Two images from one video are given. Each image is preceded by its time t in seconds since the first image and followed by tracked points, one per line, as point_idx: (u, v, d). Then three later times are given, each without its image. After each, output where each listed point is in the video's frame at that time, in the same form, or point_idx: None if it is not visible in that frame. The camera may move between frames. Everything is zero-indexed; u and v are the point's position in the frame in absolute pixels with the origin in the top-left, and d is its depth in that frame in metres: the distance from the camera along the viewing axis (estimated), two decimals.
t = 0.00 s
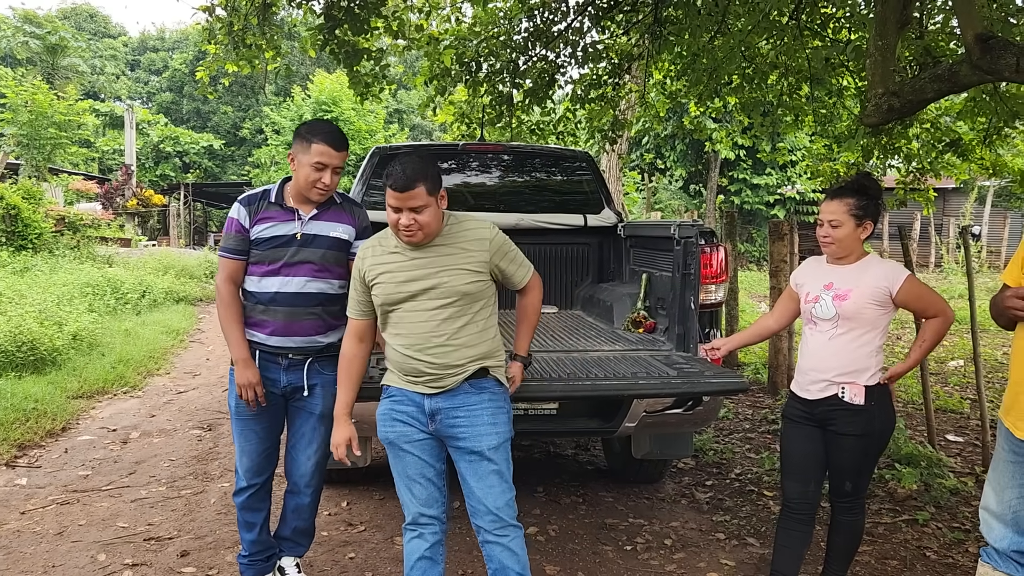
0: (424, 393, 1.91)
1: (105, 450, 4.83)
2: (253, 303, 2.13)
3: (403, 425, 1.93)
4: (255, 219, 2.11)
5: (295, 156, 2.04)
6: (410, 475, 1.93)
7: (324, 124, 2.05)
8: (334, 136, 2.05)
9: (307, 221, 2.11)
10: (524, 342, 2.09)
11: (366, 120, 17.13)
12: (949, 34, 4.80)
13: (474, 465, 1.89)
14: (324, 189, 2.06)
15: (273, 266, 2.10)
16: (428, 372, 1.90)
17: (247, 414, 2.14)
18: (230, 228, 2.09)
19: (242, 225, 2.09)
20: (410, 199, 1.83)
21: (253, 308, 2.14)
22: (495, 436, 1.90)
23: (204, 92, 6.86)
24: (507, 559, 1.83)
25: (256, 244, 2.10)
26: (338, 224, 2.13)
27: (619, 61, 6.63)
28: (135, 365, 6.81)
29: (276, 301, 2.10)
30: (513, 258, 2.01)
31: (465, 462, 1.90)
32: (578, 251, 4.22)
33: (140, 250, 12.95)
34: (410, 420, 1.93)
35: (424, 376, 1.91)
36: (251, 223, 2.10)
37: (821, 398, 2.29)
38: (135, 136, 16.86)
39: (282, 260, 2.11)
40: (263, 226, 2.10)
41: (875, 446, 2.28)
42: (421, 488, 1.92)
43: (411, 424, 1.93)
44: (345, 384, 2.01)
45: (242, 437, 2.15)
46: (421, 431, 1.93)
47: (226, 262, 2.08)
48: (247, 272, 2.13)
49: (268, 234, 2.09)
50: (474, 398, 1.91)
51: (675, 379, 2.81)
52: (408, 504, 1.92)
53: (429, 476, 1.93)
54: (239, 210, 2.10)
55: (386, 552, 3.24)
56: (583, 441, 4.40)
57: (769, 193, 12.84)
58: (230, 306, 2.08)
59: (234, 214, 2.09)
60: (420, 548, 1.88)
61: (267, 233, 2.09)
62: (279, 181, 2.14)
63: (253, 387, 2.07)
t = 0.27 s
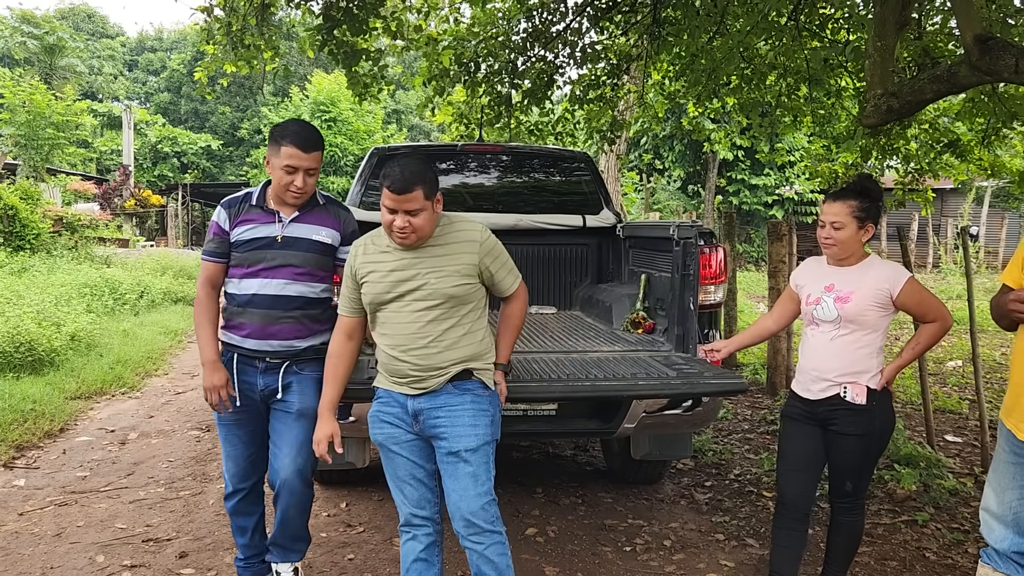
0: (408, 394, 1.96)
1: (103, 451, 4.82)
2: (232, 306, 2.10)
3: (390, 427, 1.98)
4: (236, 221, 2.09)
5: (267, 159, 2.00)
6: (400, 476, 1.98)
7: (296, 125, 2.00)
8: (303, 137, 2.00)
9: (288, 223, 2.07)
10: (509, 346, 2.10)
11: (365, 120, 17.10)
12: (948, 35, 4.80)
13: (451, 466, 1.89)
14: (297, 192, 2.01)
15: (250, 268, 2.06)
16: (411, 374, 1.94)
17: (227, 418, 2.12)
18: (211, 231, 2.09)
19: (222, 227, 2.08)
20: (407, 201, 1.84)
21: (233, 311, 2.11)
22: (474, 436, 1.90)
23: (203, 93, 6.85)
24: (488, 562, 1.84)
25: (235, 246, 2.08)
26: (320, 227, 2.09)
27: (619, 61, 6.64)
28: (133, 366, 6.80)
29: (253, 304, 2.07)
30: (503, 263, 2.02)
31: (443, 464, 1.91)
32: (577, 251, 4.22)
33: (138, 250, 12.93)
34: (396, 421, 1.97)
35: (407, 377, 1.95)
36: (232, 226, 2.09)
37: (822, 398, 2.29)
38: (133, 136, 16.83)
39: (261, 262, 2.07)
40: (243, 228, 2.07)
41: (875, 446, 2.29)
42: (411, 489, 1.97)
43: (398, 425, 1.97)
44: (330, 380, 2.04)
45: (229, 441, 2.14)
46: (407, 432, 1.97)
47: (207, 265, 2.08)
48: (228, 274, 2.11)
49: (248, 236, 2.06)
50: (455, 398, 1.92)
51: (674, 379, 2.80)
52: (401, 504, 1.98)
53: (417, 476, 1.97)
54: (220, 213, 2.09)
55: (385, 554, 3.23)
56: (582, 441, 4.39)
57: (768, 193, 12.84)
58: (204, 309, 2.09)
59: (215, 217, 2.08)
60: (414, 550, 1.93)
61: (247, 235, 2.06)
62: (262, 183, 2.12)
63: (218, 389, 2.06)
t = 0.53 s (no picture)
0: (402, 395, 1.96)
1: (102, 452, 4.82)
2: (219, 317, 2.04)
3: (387, 428, 1.98)
4: (225, 228, 2.03)
5: (253, 161, 1.95)
6: (397, 477, 1.98)
7: (282, 125, 1.95)
8: (288, 138, 1.93)
9: (279, 231, 2.01)
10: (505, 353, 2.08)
11: (364, 121, 17.08)
12: (948, 36, 4.80)
13: (445, 469, 1.89)
14: (280, 196, 1.93)
15: (239, 278, 2.00)
16: (407, 375, 1.94)
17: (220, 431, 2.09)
18: (199, 238, 2.04)
19: (209, 234, 2.02)
20: (415, 202, 1.85)
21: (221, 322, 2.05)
22: (468, 439, 1.90)
23: (202, 93, 6.84)
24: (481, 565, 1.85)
25: (223, 253, 2.02)
26: (312, 236, 2.03)
27: (618, 62, 6.65)
28: (132, 366, 6.79)
29: (241, 315, 2.00)
30: (504, 268, 2.02)
31: (438, 467, 1.91)
32: (576, 252, 4.22)
33: (137, 251, 12.92)
34: (392, 422, 1.98)
35: (402, 378, 1.95)
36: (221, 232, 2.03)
37: (822, 400, 2.30)
38: (132, 136, 16.82)
39: (250, 271, 2.01)
40: (232, 235, 2.01)
41: (875, 448, 2.29)
42: (408, 490, 1.97)
43: (393, 427, 1.98)
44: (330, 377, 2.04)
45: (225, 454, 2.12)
46: (403, 434, 1.98)
47: (195, 274, 2.03)
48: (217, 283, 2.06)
49: (237, 244, 2.00)
50: (450, 400, 1.93)
51: (674, 381, 2.80)
52: (399, 505, 1.99)
53: (414, 478, 1.97)
54: (209, 220, 2.03)
55: (386, 555, 3.24)
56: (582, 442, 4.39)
57: (767, 194, 12.84)
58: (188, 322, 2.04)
59: (203, 223, 2.03)
60: (413, 552, 1.94)
61: (237, 243, 2.00)
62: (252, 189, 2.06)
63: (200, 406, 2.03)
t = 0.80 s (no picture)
0: (407, 396, 1.96)
1: (103, 453, 4.82)
2: (220, 325, 1.87)
3: (390, 428, 1.98)
4: (227, 228, 1.86)
5: (259, 154, 1.86)
6: (399, 478, 1.98)
7: (289, 118, 1.87)
8: (296, 129, 1.86)
9: (289, 232, 1.90)
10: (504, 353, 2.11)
11: (364, 121, 17.07)
12: (948, 36, 4.81)
13: (451, 468, 1.89)
14: (290, 188, 1.84)
15: (246, 282, 1.85)
16: (412, 376, 1.94)
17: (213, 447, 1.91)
18: (194, 238, 1.83)
19: (211, 234, 1.83)
20: (425, 203, 1.85)
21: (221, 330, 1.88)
22: (474, 439, 1.91)
23: (203, 94, 6.84)
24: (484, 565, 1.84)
25: (226, 256, 1.84)
26: (323, 238, 1.94)
27: (618, 63, 6.66)
28: (133, 367, 6.80)
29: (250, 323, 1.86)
30: (505, 268, 2.05)
31: (443, 466, 1.91)
32: (576, 253, 4.22)
33: (137, 251, 12.94)
34: (396, 422, 1.97)
35: (407, 379, 1.96)
36: (223, 233, 1.85)
37: (822, 401, 2.30)
38: (131, 137, 16.83)
39: (257, 275, 1.86)
40: (239, 236, 1.85)
41: (875, 449, 2.29)
42: (411, 491, 1.97)
43: (397, 427, 1.97)
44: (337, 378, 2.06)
45: (212, 470, 1.94)
46: (407, 434, 1.97)
47: (191, 278, 1.82)
48: (214, 288, 1.87)
49: (244, 245, 1.84)
50: (454, 400, 1.93)
51: (675, 382, 2.80)
52: (401, 507, 1.97)
53: (417, 479, 1.97)
54: (207, 218, 1.83)
55: (386, 556, 3.24)
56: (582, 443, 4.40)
57: (767, 195, 12.84)
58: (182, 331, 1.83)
59: (201, 222, 1.82)
60: (415, 553, 1.93)
61: (244, 245, 1.85)
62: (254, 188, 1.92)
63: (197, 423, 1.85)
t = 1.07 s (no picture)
0: (409, 396, 1.96)
1: (103, 453, 4.83)
2: (249, 330, 1.71)
3: (392, 429, 1.99)
4: (249, 228, 1.69)
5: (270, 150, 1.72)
6: (401, 478, 1.98)
7: (303, 111, 1.75)
8: (314, 123, 1.75)
9: (310, 228, 1.79)
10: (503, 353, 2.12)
11: (365, 122, 17.04)
12: (948, 37, 4.81)
13: (454, 468, 1.90)
14: (310, 185, 1.74)
15: (279, 283, 1.72)
16: (414, 377, 1.95)
17: (246, 464, 1.71)
18: (211, 237, 1.63)
19: (235, 236, 1.65)
20: (432, 201, 1.86)
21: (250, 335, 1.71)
22: (476, 439, 1.91)
23: (203, 95, 6.84)
24: (486, 565, 1.84)
25: (252, 255, 1.69)
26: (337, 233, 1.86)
27: (618, 63, 6.66)
28: (133, 368, 6.80)
29: (287, 324, 1.73)
30: (504, 269, 2.07)
31: (446, 466, 1.92)
32: (577, 253, 4.23)
33: (138, 252, 12.95)
34: (398, 424, 1.98)
35: (410, 380, 1.96)
36: (246, 234, 1.68)
37: (820, 401, 2.30)
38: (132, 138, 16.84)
39: (286, 276, 1.73)
40: (264, 236, 1.70)
41: (874, 450, 2.29)
42: (412, 492, 1.97)
43: (400, 428, 1.98)
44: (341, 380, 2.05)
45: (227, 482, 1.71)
46: (409, 435, 1.98)
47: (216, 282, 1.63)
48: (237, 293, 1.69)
49: (273, 244, 1.71)
50: (458, 400, 1.93)
51: (674, 383, 2.80)
52: (401, 508, 1.97)
53: (418, 479, 1.97)
54: (227, 217, 1.65)
55: (386, 556, 3.24)
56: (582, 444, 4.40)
57: (767, 195, 12.83)
58: (208, 338, 1.60)
59: (219, 221, 1.63)
60: (415, 553, 1.93)
61: (272, 243, 1.71)
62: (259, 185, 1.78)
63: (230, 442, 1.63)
